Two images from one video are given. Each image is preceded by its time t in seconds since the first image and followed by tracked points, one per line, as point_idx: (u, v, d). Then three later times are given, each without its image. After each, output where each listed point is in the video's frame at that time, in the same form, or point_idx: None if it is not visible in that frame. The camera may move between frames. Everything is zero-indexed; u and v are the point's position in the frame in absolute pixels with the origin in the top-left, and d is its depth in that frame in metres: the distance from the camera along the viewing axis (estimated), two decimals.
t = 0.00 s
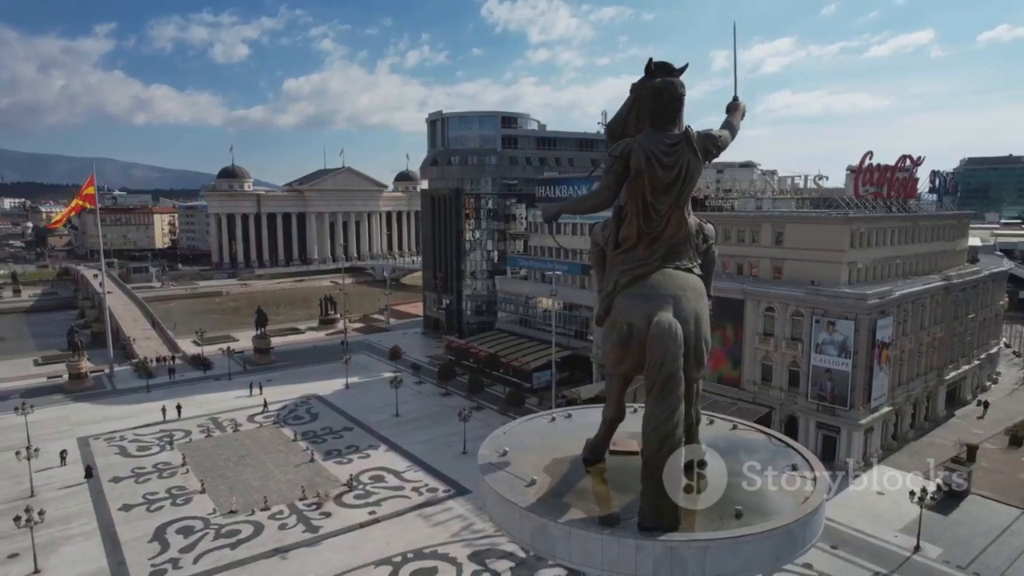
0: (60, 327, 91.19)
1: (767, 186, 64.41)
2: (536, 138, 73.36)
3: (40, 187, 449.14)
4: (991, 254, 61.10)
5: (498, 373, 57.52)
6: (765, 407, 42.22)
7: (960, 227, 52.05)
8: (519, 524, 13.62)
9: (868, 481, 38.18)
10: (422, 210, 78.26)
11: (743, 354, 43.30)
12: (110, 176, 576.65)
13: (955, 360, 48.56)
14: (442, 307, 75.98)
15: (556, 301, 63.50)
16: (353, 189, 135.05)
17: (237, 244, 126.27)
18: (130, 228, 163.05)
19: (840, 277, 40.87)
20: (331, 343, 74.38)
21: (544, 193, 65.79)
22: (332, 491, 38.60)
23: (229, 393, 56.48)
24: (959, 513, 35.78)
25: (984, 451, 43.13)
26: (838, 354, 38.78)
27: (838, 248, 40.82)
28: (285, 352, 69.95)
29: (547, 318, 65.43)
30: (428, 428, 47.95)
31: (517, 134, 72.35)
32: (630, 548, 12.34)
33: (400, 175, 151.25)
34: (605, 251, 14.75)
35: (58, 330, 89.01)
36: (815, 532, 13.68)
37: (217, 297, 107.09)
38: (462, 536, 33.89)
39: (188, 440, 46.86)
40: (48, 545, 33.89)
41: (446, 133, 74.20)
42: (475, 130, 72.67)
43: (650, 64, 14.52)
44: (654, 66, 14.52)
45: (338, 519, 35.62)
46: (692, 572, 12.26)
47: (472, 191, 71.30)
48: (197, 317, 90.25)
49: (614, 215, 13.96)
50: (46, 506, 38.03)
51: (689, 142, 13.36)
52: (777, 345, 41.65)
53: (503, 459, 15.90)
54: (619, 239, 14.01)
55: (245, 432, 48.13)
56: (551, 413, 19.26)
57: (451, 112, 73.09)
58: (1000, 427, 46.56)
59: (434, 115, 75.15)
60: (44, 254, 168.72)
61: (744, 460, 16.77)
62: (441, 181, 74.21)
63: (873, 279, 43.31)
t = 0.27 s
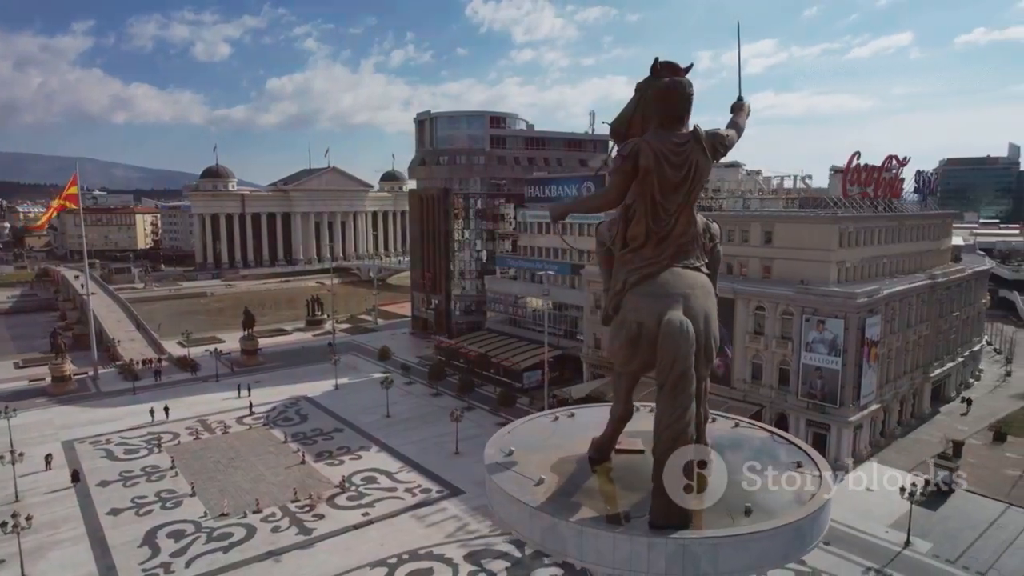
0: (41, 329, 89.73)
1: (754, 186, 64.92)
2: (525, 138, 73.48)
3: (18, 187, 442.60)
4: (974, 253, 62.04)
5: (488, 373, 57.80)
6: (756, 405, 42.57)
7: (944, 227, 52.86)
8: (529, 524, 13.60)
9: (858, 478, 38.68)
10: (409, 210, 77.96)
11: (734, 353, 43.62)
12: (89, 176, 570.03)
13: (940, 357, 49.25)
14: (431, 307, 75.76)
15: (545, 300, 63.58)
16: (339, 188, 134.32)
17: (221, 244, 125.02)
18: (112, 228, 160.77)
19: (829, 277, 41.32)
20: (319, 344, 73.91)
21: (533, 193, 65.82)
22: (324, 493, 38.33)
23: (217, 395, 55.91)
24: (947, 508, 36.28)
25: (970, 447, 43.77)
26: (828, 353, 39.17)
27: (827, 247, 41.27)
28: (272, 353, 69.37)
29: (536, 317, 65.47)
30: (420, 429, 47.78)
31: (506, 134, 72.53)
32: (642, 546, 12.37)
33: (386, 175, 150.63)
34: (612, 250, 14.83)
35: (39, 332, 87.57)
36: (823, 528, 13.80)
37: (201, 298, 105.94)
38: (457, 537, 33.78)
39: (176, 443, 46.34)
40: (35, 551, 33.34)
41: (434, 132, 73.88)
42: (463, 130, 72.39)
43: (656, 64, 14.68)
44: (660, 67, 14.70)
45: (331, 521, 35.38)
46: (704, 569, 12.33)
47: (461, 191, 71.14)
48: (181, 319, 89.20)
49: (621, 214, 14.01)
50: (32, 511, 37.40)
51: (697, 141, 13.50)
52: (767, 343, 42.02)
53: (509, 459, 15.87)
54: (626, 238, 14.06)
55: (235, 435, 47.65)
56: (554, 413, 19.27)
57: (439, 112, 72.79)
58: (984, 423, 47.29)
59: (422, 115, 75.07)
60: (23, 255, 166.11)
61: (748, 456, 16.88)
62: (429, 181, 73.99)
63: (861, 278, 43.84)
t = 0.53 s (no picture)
0: (19, 331, 88.02)
1: (740, 186, 65.45)
2: (512, 138, 73.58)
3: None
4: (955, 252, 63.05)
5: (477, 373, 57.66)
6: (745, 403, 42.90)
7: (926, 226, 53.70)
8: (538, 524, 13.56)
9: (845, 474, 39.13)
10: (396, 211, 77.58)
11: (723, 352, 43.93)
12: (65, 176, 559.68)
13: (923, 355, 49.98)
14: (418, 307, 75.47)
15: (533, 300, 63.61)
16: (322, 189, 133.34)
17: (203, 245, 123.55)
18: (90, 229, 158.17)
19: (816, 276, 41.75)
20: (305, 346, 73.30)
21: (521, 193, 65.76)
22: (315, 495, 37.99)
23: (202, 398, 55.22)
24: (934, 504, 36.80)
25: (954, 443, 44.46)
26: (817, 351, 39.55)
27: (815, 247, 41.72)
28: (258, 355, 68.69)
29: (524, 317, 65.43)
30: (410, 430, 47.54)
31: (492, 133, 72.92)
32: (653, 544, 12.40)
33: (370, 175, 149.84)
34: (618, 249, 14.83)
35: (17, 334, 85.89)
36: (829, 523, 13.91)
37: (183, 299, 104.59)
38: (450, 538, 33.63)
39: (162, 447, 45.68)
40: (20, 558, 32.68)
41: (421, 132, 74.19)
42: (451, 129, 73.01)
43: (661, 64, 14.83)
44: (665, 67, 14.82)
45: (323, 524, 35.07)
46: (715, 566, 12.39)
47: (447, 191, 70.92)
48: (164, 320, 88.04)
49: (628, 213, 14.01)
50: (15, 517, 36.66)
51: (704, 140, 13.60)
52: (756, 342, 42.37)
53: (513, 459, 15.82)
54: (633, 237, 14.07)
55: (222, 438, 47.08)
56: (555, 412, 19.27)
57: (426, 112, 73.31)
58: (967, 419, 48.07)
59: (408, 115, 74.92)
60: None
61: (750, 453, 16.95)
62: (416, 181, 73.71)
63: (847, 277, 44.37)
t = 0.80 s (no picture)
0: None
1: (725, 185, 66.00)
2: (498, 139, 73.57)
3: None
4: (935, 252, 64.08)
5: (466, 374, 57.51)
6: (734, 402, 43.24)
7: (908, 226, 54.56)
8: (546, 524, 13.55)
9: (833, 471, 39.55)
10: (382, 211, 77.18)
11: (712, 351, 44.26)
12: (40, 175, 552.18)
13: (907, 353, 50.74)
14: (404, 308, 75.18)
15: (521, 300, 63.61)
16: (305, 189, 132.32)
17: (184, 245, 122.00)
18: (66, 229, 155.38)
19: (803, 275, 42.21)
20: (290, 347, 72.68)
21: (508, 193, 65.72)
22: (305, 497, 37.69)
23: (187, 401, 54.52)
24: (919, 499, 37.36)
25: (937, 438, 45.18)
26: (805, 349, 39.95)
27: (802, 246, 42.17)
28: (243, 356, 67.99)
29: (512, 317, 65.39)
30: (399, 431, 47.31)
31: (479, 133, 72.83)
32: (664, 542, 12.45)
33: (353, 175, 148.94)
34: (624, 248, 14.92)
35: None
36: (834, 519, 14.06)
37: (164, 301, 103.18)
38: (443, 539, 33.52)
39: (147, 451, 45.03)
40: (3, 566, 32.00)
41: (407, 131, 73.64)
42: (436, 129, 72.63)
43: (665, 64, 15.02)
44: (670, 67, 14.97)
45: (314, 526, 34.79)
46: (725, 564, 12.49)
47: (434, 191, 70.67)
48: (145, 322, 86.77)
49: (634, 211, 14.07)
50: None
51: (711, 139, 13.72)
52: (744, 341, 42.73)
53: (518, 459, 15.80)
54: (639, 236, 14.12)
55: (208, 441, 46.52)
56: (555, 412, 19.28)
57: (412, 112, 72.80)
58: (949, 415, 48.88)
59: (393, 115, 74.51)
60: None
61: (754, 451, 17.05)
62: (402, 181, 73.40)
63: (833, 276, 44.90)
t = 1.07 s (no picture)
0: None
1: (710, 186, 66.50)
2: (485, 138, 73.25)
3: None
4: (916, 251, 65.10)
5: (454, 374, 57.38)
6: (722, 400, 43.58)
7: (891, 225, 55.36)
8: (554, 523, 13.54)
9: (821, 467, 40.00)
10: (367, 211, 76.74)
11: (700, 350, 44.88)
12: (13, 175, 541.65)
13: (890, 350, 51.48)
14: (391, 308, 74.85)
15: (509, 300, 63.61)
16: (288, 189, 131.21)
17: (164, 246, 120.34)
18: (42, 230, 152.50)
19: (791, 274, 42.67)
20: (275, 348, 72.01)
21: (495, 193, 65.64)
22: (295, 500, 37.36)
23: (172, 403, 53.80)
24: (905, 494, 37.92)
25: (921, 434, 45.90)
26: (793, 348, 40.37)
27: (789, 245, 42.58)
28: (227, 358, 67.25)
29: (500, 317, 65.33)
30: (388, 432, 47.07)
31: (466, 133, 72.23)
32: (674, 540, 12.48)
33: (336, 175, 147.95)
34: (628, 246, 14.97)
35: None
36: (839, 515, 14.21)
37: (145, 302, 101.67)
38: (436, 540, 33.39)
39: (132, 455, 44.35)
40: None
41: (393, 131, 73.07)
42: (423, 129, 71.47)
43: (669, 63, 15.09)
44: (675, 66, 15.05)
45: (305, 529, 34.48)
46: (734, 561, 12.55)
47: (420, 191, 70.42)
48: (126, 324, 85.46)
49: (640, 209, 14.12)
50: None
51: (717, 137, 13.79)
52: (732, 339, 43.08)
53: (523, 459, 15.78)
54: (645, 235, 14.17)
55: (195, 444, 45.92)
56: (557, 411, 19.31)
57: (398, 111, 72.17)
58: (932, 411, 49.69)
59: (380, 114, 74.05)
60: None
61: (757, 449, 17.18)
62: (388, 181, 73.05)
63: (820, 275, 45.42)
